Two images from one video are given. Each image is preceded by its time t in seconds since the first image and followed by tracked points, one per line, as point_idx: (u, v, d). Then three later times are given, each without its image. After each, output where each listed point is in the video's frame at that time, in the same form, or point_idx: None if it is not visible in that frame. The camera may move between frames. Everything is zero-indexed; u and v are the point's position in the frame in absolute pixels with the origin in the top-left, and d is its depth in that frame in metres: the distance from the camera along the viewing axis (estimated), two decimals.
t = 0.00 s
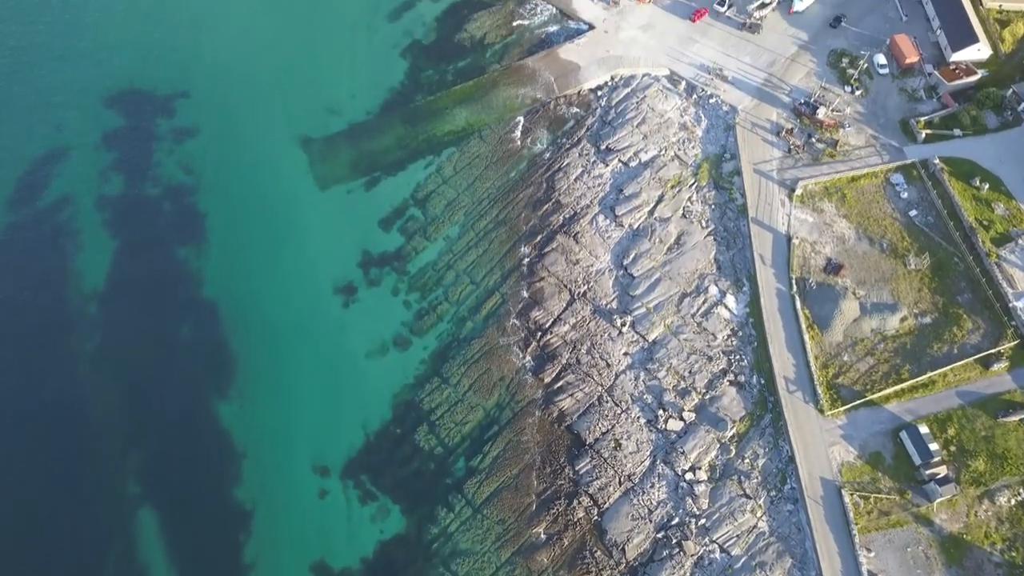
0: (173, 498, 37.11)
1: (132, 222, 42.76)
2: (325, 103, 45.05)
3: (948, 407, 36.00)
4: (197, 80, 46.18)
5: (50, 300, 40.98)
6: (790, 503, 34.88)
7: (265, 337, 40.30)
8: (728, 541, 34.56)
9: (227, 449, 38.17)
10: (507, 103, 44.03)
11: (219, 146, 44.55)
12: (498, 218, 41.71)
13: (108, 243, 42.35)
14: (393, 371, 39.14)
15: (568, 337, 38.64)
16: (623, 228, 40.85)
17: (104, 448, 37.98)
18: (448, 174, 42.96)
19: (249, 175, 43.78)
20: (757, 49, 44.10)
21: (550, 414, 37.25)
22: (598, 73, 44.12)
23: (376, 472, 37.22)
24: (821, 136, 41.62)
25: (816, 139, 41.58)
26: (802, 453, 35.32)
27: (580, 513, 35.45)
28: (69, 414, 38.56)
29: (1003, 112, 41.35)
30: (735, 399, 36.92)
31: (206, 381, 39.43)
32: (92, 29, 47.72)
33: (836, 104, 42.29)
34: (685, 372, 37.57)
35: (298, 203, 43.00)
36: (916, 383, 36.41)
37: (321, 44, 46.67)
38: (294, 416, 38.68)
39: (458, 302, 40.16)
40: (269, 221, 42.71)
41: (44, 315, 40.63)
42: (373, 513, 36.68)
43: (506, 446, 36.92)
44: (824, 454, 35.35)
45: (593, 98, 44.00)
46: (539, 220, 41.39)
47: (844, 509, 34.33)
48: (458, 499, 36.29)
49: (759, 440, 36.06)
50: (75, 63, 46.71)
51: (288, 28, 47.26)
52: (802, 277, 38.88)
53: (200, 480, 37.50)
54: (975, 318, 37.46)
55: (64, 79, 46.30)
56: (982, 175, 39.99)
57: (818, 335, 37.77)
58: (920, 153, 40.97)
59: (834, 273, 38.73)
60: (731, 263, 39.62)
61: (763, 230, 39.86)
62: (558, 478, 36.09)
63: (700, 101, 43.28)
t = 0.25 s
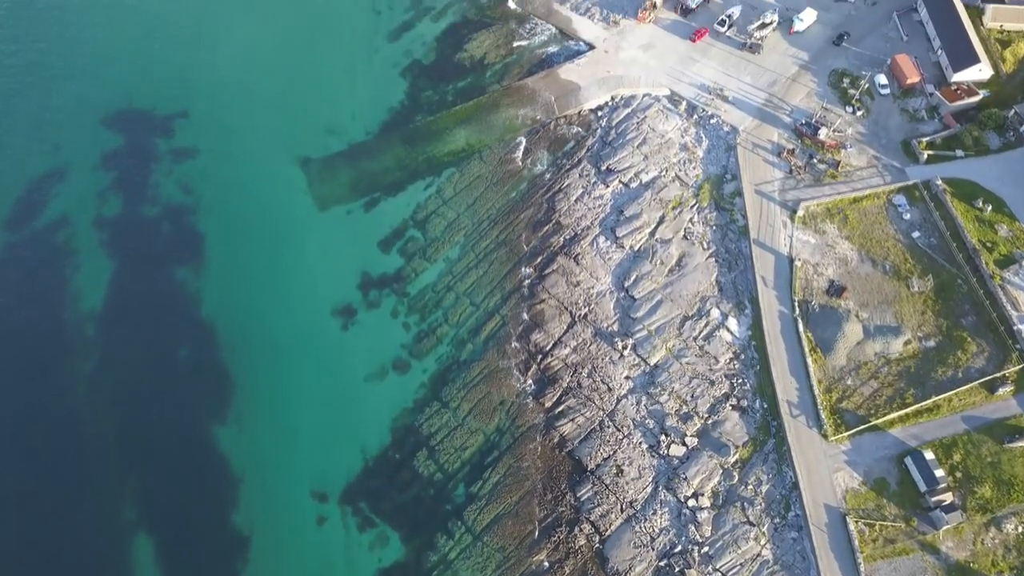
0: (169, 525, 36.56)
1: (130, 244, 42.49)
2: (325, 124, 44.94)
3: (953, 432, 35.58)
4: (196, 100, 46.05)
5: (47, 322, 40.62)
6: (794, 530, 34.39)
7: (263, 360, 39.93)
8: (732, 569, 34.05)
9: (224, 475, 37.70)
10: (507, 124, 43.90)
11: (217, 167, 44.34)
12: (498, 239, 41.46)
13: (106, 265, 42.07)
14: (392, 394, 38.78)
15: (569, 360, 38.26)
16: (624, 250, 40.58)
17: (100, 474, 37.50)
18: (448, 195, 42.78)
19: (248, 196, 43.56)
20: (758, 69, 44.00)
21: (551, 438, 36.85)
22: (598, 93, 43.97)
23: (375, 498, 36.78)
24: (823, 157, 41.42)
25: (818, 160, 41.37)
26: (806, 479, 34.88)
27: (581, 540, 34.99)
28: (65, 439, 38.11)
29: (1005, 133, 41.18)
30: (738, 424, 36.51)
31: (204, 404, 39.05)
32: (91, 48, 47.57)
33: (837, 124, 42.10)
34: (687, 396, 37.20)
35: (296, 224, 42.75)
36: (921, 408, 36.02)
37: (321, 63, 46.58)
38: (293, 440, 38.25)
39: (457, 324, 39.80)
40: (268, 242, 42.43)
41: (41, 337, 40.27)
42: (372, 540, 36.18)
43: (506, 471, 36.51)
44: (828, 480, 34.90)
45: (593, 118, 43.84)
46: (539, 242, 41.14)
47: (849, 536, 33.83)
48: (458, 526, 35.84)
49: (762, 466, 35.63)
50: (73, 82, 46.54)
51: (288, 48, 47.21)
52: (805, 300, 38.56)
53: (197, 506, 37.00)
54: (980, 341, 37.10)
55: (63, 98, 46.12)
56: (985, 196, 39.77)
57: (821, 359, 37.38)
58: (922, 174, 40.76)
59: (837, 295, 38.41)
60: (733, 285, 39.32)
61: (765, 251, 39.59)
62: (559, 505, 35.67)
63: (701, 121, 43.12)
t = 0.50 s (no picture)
0: (164, 553, 35.94)
1: (128, 266, 42.21)
2: (324, 144, 44.80)
3: (959, 458, 35.05)
4: (195, 121, 45.91)
5: (43, 345, 40.21)
6: (799, 558, 33.70)
7: (262, 384, 39.61)
8: None
9: (221, 501, 37.23)
10: (507, 145, 43.74)
11: (216, 188, 44.13)
12: (498, 261, 41.18)
13: (103, 287, 41.76)
14: (391, 419, 38.40)
15: (571, 384, 37.86)
16: (625, 272, 40.26)
17: (94, 500, 36.89)
18: (448, 217, 42.56)
19: (247, 217, 43.33)
20: (758, 89, 43.87)
21: (552, 464, 36.41)
22: (598, 113, 43.82)
23: (374, 525, 36.28)
24: (824, 178, 41.20)
25: (819, 181, 41.15)
26: (810, 505, 34.27)
27: (583, 568, 34.46)
28: (59, 465, 37.52)
29: (1007, 154, 40.96)
30: (741, 449, 36.07)
31: (202, 429, 38.67)
32: (91, 69, 47.54)
33: (839, 146, 41.96)
34: (690, 421, 36.81)
35: (295, 245, 42.48)
36: (926, 433, 35.52)
37: (320, 84, 46.46)
38: (291, 466, 37.83)
39: (457, 347, 39.43)
40: (266, 264, 42.16)
41: (37, 361, 39.82)
42: (369, 568, 35.55)
43: (507, 498, 36.05)
44: (832, 506, 34.31)
45: (593, 139, 43.68)
46: (539, 264, 40.85)
47: (855, 565, 33.05)
48: (457, 554, 35.28)
49: (766, 492, 35.06)
50: (73, 103, 46.45)
51: (287, 68, 47.12)
52: (808, 323, 38.22)
53: (193, 533, 36.45)
54: (985, 365, 36.71)
55: (62, 119, 46.00)
56: (988, 218, 39.54)
57: (825, 383, 36.99)
58: (924, 195, 40.52)
59: (840, 318, 38.07)
60: (735, 308, 39.03)
61: (767, 274, 39.30)
62: (560, 532, 35.17)
63: (702, 142, 42.93)
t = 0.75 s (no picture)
0: None
1: (125, 288, 41.86)
2: (324, 165, 44.57)
3: (966, 484, 34.55)
4: (194, 141, 45.72)
5: (39, 369, 39.75)
6: None
7: (260, 408, 39.20)
8: None
9: (218, 528, 36.70)
10: (508, 166, 43.54)
11: (215, 209, 43.86)
12: (498, 283, 40.79)
13: (101, 310, 41.38)
14: (390, 444, 37.96)
15: (572, 409, 37.43)
16: (626, 294, 39.91)
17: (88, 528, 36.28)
18: (448, 238, 42.26)
19: (246, 239, 43.04)
20: (760, 109, 43.68)
21: (553, 491, 35.94)
22: (599, 134, 43.63)
23: (372, 553, 35.76)
24: (827, 199, 40.95)
25: (822, 202, 40.92)
26: (815, 533, 33.76)
27: None
28: (53, 491, 36.93)
29: (1010, 175, 40.75)
30: (744, 475, 35.60)
31: (199, 454, 38.20)
32: (90, 89, 47.42)
33: (841, 166, 41.71)
34: (692, 446, 36.37)
35: (294, 267, 42.17)
36: (932, 459, 35.03)
37: (320, 104, 46.31)
38: (289, 493, 37.36)
39: (457, 370, 39.02)
40: (265, 285, 41.82)
41: (33, 385, 39.37)
42: None
43: (507, 525, 35.56)
44: (837, 535, 33.80)
45: (594, 160, 43.47)
46: (540, 286, 40.48)
47: None
48: None
49: (770, 520, 34.58)
50: (71, 123, 46.28)
51: (287, 88, 46.97)
52: (811, 346, 37.86)
53: (189, 561, 35.86)
54: (990, 390, 36.27)
55: (61, 140, 45.80)
56: (992, 240, 39.26)
57: (829, 408, 36.57)
58: (927, 217, 40.25)
59: (844, 342, 37.71)
60: (737, 331, 38.68)
61: (770, 296, 38.96)
62: (562, 561, 34.66)
63: (703, 163, 42.71)
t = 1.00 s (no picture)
0: None
1: (122, 311, 41.47)
2: (323, 186, 44.33)
3: (973, 512, 33.92)
4: (192, 162, 45.50)
5: (33, 393, 39.25)
6: None
7: (257, 433, 38.72)
8: None
9: (212, 556, 35.90)
10: (508, 186, 43.31)
11: (214, 230, 43.55)
12: (498, 305, 40.42)
13: (98, 333, 40.97)
14: (389, 470, 37.49)
15: (573, 434, 36.96)
16: (627, 316, 39.55)
17: (79, 555, 35.43)
18: (448, 260, 41.94)
19: (244, 261, 42.71)
20: (761, 130, 43.49)
21: (554, 519, 35.37)
22: (599, 155, 43.41)
23: None
24: (829, 221, 40.66)
25: (824, 224, 40.63)
26: (821, 562, 33.05)
27: None
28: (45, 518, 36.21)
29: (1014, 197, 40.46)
30: (748, 502, 34.98)
31: (195, 480, 37.64)
32: (89, 109, 47.28)
33: (843, 187, 41.45)
34: (695, 472, 35.85)
35: (292, 289, 41.81)
36: (938, 486, 34.44)
37: (320, 124, 46.17)
38: (285, 520, 36.77)
39: (456, 395, 38.60)
40: (263, 308, 41.46)
41: (28, 409, 38.88)
42: None
43: (507, 554, 34.96)
44: (844, 564, 33.07)
45: (594, 181, 43.23)
46: (540, 309, 40.10)
47: None
48: None
49: (775, 548, 33.89)
50: (70, 144, 46.09)
51: (286, 108, 46.82)
52: (814, 370, 37.46)
53: None
54: (996, 415, 35.75)
55: (60, 160, 45.59)
56: (996, 263, 38.94)
57: (833, 434, 36.05)
58: (930, 238, 39.95)
59: (847, 366, 37.31)
60: (740, 355, 38.29)
61: (772, 319, 38.61)
62: None
63: (704, 184, 42.46)
